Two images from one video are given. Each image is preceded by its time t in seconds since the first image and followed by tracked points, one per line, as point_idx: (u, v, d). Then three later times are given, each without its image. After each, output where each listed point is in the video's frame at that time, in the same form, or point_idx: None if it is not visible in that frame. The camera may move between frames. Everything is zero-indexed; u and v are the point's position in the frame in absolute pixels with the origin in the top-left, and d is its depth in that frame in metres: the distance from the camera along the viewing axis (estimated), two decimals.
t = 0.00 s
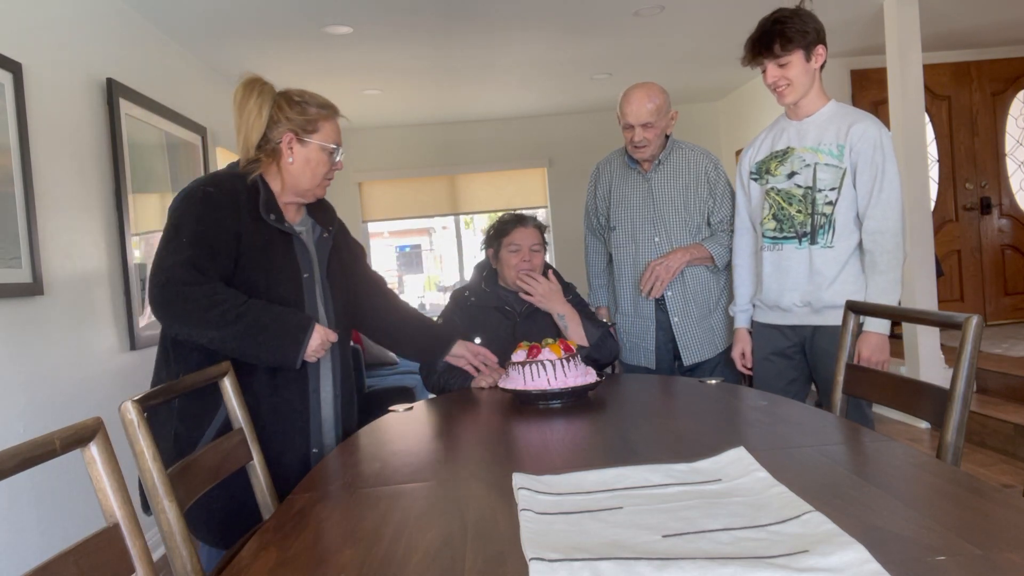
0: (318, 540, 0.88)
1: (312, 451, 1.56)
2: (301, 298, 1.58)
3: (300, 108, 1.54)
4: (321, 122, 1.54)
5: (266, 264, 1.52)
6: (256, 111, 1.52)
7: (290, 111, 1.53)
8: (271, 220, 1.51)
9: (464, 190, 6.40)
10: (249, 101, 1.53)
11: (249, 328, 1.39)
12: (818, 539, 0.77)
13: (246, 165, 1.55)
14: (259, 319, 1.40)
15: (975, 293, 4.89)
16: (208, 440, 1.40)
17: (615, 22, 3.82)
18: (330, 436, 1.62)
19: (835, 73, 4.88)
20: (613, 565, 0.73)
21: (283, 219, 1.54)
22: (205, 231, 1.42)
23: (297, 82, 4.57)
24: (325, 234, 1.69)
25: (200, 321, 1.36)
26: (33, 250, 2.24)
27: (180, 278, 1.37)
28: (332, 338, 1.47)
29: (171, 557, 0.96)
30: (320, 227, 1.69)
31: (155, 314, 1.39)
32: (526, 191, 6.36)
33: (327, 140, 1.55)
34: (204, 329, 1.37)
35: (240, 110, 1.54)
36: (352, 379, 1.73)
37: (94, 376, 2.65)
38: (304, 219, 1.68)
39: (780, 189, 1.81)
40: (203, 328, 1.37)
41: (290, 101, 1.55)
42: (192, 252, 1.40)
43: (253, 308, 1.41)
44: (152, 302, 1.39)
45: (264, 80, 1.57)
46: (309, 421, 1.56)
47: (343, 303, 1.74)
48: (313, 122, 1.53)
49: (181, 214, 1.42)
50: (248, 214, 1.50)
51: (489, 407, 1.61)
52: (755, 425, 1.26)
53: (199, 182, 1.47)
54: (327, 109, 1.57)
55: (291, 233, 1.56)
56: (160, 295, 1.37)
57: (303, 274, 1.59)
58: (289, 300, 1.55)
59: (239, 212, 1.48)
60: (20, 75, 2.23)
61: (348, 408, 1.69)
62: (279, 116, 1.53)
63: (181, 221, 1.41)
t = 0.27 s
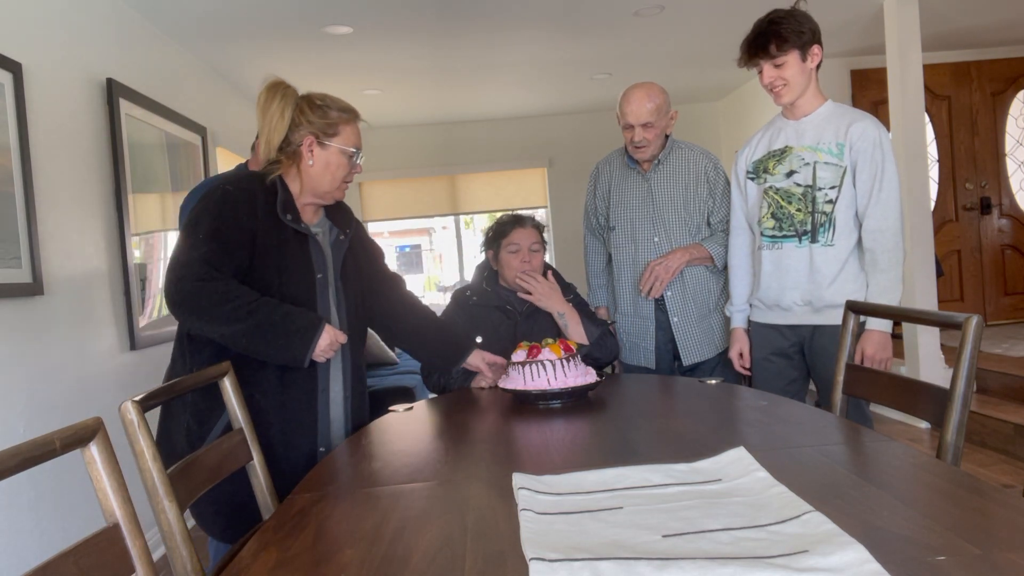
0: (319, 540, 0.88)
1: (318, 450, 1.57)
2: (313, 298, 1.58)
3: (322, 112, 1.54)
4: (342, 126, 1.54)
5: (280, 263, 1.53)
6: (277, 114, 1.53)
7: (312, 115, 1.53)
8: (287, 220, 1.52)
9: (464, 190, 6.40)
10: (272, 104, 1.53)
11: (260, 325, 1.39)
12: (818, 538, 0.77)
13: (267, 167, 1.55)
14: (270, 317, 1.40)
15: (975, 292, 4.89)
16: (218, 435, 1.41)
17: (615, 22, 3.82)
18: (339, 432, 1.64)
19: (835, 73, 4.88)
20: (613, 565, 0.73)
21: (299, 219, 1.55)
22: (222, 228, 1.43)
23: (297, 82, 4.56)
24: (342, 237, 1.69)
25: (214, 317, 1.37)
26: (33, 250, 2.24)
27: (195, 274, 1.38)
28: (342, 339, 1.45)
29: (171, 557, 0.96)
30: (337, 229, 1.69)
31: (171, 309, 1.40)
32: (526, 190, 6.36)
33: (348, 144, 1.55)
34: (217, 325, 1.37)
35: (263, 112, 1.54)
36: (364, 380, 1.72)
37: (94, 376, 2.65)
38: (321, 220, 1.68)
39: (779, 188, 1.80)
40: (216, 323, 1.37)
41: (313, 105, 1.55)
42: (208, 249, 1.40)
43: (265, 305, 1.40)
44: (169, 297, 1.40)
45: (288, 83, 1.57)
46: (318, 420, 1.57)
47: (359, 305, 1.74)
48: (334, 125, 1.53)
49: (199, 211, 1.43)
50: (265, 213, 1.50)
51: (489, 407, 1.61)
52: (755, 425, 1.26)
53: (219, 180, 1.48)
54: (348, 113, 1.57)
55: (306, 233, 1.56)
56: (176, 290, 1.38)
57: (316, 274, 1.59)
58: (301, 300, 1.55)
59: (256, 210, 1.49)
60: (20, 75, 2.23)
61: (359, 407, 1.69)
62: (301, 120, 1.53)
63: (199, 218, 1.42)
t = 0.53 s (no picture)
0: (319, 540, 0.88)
1: (324, 448, 1.57)
2: (320, 298, 1.58)
3: (331, 112, 1.53)
4: (351, 127, 1.54)
5: (287, 263, 1.53)
6: (286, 114, 1.52)
7: (320, 115, 1.53)
8: (296, 220, 1.53)
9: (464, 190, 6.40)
10: (281, 105, 1.52)
11: (268, 325, 1.39)
12: (818, 538, 0.77)
13: (276, 166, 1.54)
14: (278, 316, 1.40)
15: (975, 292, 4.89)
16: (225, 432, 1.41)
17: (615, 22, 3.82)
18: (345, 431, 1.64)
19: (835, 73, 4.88)
20: (613, 565, 0.73)
21: (307, 219, 1.55)
22: (231, 227, 1.43)
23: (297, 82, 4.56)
24: (349, 237, 1.69)
25: (222, 316, 1.37)
26: (33, 250, 2.24)
27: (203, 273, 1.38)
28: (348, 339, 1.45)
29: (171, 557, 0.96)
30: (344, 230, 1.69)
31: (179, 308, 1.40)
32: (526, 190, 6.36)
33: (356, 146, 1.55)
34: (224, 323, 1.37)
35: (273, 114, 1.53)
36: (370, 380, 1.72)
37: (94, 376, 2.65)
38: (329, 221, 1.69)
39: (778, 187, 1.80)
40: (224, 322, 1.37)
41: (322, 105, 1.54)
42: (217, 247, 1.40)
43: (272, 305, 1.40)
44: (177, 296, 1.40)
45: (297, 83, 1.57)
46: (322, 420, 1.57)
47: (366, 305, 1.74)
48: (343, 126, 1.53)
49: (209, 210, 1.43)
50: (274, 213, 1.50)
51: (489, 407, 1.61)
52: (754, 425, 1.26)
53: (228, 180, 1.48)
54: (357, 114, 1.57)
55: (313, 233, 1.56)
56: (185, 288, 1.38)
57: (323, 274, 1.59)
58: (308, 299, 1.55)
59: (265, 210, 1.49)
60: (20, 75, 2.23)
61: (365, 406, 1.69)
62: (310, 120, 1.52)
63: (208, 217, 1.43)
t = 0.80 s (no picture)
0: (319, 540, 0.88)
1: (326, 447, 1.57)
2: (322, 297, 1.58)
3: (332, 113, 1.54)
4: (352, 127, 1.55)
5: (289, 263, 1.53)
6: (288, 114, 1.53)
7: (322, 116, 1.53)
8: (298, 220, 1.52)
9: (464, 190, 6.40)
10: (283, 104, 1.53)
11: (270, 325, 1.39)
12: (818, 539, 0.77)
13: (278, 165, 1.56)
14: (280, 317, 1.40)
15: (975, 292, 4.89)
16: (229, 430, 1.42)
17: (615, 22, 3.82)
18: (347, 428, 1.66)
19: (835, 73, 4.88)
20: (613, 565, 0.73)
21: (309, 220, 1.55)
22: (233, 227, 1.43)
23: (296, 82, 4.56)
24: (351, 237, 1.69)
25: (224, 316, 1.37)
26: (33, 249, 2.24)
27: (206, 273, 1.38)
28: (350, 339, 1.46)
29: (171, 557, 0.97)
30: (346, 229, 1.69)
31: (181, 308, 1.40)
32: (526, 191, 6.36)
33: (357, 146, 1.55)
34: (227, 324, 1.37)
35: (274, 112, 1.54)
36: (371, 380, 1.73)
37: (94, 376, 2.65)
38: (330, 221, 1.69)
39: (776, 187, 1.80)
40: (226, 322, 1.37)
41: (323, 106, 1.55)
42: (219, 248, 1.41)
43: (274, 305, 1.40)
44: (179, 296, 1.40)
45: (299, 83, 1.58)
46: (325, 419, 1.57)
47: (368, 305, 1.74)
48: (344, 126, 1.53)
49: (211, 211, 1.43)
50: (276, 213, 1.51)
51: (490, 406, 1.61)
52: (755, 425, 1.26)
53: (230, 181, 1.48)
54: (359, 114, 1.57)
55: (315, 233, 1.56)
56: (187, 289, 1.38)
57: (326, 274, 1.59)
58: (310, 300, 1.55)
59: (267, 210, 1.49)
60: (20, 75, 2.23)
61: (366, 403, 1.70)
62: (311, 120, 1.53)
63: (210, 218, 1.43)
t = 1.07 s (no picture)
0: (318, 540, 0.88)
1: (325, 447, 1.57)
2: (322, 298, 1.58)
3: (332, 113, 1.54)
4: (351, 126, 1.55)
5: (289, 263, 1.52)
6: (288, 114, 1.53)
7: (322, 116, 1.53)
8: (297, 220, 1.52)
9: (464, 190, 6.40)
10: (283, 104, 1.53)
11: (269, 325, 1.39)
12: (818, 538, 0.77)
13: (278, 165, 1.56)
14: (279, 317, 1.40)
15: (975, 292, 4.89)
16: (230, 430, 1.42)
17: (615, 22, 3.81)
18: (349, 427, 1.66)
19: (835, 73, 4.88)
20: (613, 565, 0.73)
21: (309, 220, 1.55)
22: (232, 228, 1.43)
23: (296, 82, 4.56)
24: (351, 237, 1.69)
25: (223, 317, 1.37)
26: (33, 249, 2.24)
27: (205, 274, 1.38)
28: (349, 340, 1.45)
29: (171, 557, 0.96)
30: (345, 230, 1.69)
31: (181, 309, 1.40)
32: (526, 191, 6.35)
33: (357, 146, 1.55)
34: (226, 324, 1.37)
35: (274, 112, 1.54)
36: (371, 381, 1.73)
37: (95, 376, 2.65)
38: (330, 221, 1.69)
39: (774, 188, 1.80)
40: (225, 323, 1.37)
41: (323, 105, 1.55)
42: (218, 248, 1.40)
43: (273, 305, 1.40)
44: (179, 297, 1.39)
45: (299, 83, 1.58)
46: (325, 420, 1.57)
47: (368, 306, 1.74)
48: (344, 126, 1.53)
49: (210, 211, 1.43)
50: (276, 214, 1.50)
51: (490, 406, 1.61)
52: (754, 425, 1.26)
53: (230, 182, 1.48)
54: (358, 114, 1.57)
55: (315, 234, 1.56)
56: (186, 290, 1.38)
57: (326, 275, 1.59)
58: (310, 300, 1.55)
59: (266, 211, 1.49)
60: (20, 75, 2.23)
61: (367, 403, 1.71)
62: (311, 120, 1.53)
63: (210, 219, 1.43)
